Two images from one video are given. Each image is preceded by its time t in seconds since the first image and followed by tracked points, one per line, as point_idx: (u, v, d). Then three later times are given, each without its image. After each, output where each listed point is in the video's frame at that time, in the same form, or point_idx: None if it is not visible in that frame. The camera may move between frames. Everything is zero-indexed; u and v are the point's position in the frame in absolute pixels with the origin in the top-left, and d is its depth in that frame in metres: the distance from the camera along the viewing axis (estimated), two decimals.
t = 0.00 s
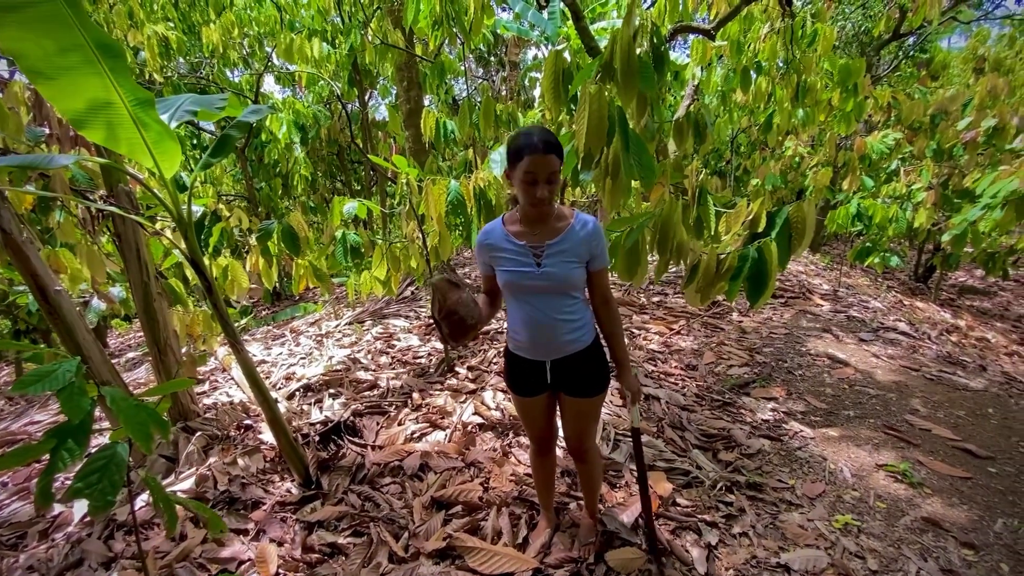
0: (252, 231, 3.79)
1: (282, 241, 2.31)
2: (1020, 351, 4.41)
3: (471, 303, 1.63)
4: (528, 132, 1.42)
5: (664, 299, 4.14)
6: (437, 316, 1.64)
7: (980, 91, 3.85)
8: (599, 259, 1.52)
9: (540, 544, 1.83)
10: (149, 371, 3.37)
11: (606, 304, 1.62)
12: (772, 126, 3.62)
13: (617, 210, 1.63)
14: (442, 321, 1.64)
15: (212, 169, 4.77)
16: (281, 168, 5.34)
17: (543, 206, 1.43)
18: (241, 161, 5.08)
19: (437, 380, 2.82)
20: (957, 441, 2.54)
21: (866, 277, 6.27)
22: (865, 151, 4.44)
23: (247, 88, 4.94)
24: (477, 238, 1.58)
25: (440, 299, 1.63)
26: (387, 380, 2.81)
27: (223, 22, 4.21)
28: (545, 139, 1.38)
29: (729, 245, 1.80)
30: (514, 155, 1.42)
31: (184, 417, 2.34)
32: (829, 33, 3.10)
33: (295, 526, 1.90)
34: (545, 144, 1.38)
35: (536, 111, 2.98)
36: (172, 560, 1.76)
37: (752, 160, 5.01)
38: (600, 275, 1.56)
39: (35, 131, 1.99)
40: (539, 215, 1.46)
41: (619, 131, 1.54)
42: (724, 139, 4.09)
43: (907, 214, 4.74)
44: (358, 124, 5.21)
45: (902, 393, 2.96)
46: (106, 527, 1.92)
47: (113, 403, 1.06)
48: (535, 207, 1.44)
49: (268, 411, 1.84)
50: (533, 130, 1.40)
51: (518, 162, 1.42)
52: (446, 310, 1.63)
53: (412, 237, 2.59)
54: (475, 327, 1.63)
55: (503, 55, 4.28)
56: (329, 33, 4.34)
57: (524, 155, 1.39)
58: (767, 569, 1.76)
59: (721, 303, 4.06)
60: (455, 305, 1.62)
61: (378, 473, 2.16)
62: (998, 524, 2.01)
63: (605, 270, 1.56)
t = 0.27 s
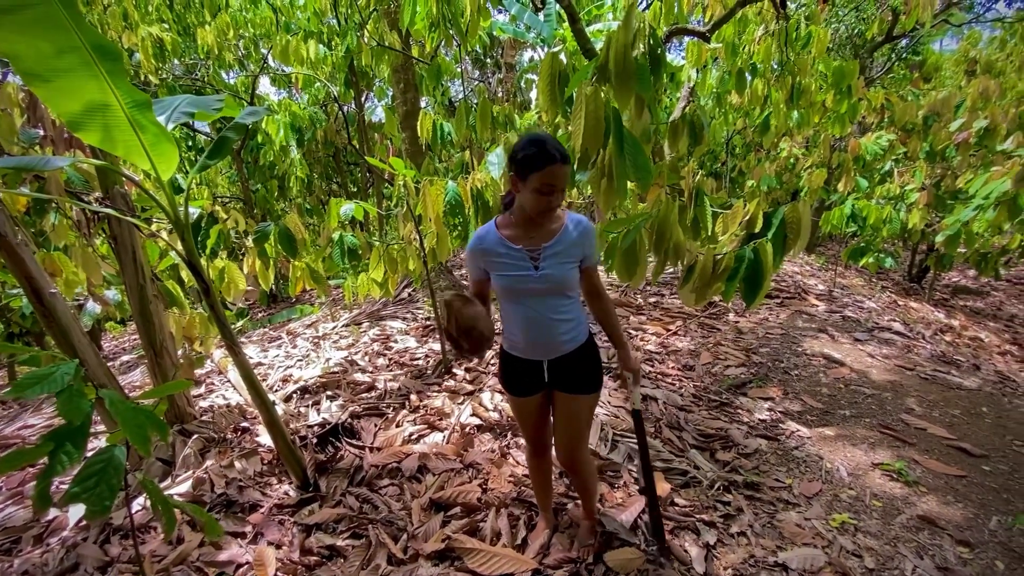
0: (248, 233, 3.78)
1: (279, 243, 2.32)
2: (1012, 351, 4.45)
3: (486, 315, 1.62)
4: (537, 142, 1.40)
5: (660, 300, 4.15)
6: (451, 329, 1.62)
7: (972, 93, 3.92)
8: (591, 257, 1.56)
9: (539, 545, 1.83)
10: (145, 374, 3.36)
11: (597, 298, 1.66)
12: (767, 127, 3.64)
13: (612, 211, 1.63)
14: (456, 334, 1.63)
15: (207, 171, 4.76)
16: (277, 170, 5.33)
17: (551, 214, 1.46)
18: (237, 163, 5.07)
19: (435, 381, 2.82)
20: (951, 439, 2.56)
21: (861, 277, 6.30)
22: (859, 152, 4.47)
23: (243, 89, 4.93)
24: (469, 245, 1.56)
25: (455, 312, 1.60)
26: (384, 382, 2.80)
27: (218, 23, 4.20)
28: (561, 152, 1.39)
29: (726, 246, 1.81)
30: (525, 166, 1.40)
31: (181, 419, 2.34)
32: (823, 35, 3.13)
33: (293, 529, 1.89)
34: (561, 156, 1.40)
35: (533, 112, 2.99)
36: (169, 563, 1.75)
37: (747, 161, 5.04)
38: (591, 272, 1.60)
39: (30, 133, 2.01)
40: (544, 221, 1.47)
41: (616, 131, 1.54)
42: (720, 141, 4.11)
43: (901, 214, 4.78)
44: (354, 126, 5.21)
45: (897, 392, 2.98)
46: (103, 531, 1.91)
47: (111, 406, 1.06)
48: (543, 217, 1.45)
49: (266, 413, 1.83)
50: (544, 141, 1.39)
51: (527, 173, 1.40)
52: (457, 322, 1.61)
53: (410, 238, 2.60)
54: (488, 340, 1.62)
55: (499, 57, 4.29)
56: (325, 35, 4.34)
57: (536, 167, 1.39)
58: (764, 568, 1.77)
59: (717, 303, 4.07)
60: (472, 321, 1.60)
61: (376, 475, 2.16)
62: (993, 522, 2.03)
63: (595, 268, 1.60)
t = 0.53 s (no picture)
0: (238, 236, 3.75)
1: (269, 247, 2.28)
2: (997, 349, 4.52)
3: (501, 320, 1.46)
4: (535, 148, 1.40)
5: (651, 301, 4.17)
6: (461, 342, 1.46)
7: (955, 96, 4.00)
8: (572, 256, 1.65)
9: (531, 546, 1.83)
10: (133, 379, 3.32)
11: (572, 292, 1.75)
12: (756, 130, 3.68)
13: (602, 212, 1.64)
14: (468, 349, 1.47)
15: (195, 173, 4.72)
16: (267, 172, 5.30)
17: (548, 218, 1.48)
18: (226, 165, 5.03)
19: (426, 384, 2.80)
20: (938, 437, 2.59)
21: (849, 277, 6.37)
22: (846, 154, 4.52)
23: (232, 91, 4.90)
24: (458, 253, 1.51)
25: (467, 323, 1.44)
26: (376, 385, 2.78)
27: (206, 25, 4.17)
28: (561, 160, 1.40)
29: (715, 247, 1.82)
30: (526, 174, 1.39)
31: (169, 424, 2.31)
32: (810, 38, 3.20)
33: (283, 534, 1.87)
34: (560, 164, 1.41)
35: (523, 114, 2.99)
36: (157, 570, 1.73)
37: (737, 163, 5.08)
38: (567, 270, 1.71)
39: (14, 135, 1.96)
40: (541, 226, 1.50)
41: (604, 132, 1.54)
42: (709, 142, 4.14)
43: (887, 215, 4.84)
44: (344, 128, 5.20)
45: (885, 391, 3.01)
46: (89, 538, 1.88)
47: (96, 412, 1.06)
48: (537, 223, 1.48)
49: (255, 417, 1.82)
50: (544, 148, 1.39)
51: (528, 182, 1.40)
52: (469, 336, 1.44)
53: (401, 240, 2.58)
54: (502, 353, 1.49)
55: (490, 59, 4.30)
56: (315, 36, 4.33)
57: (538, 177, 1.38)
58: (755, 566, 1.78)
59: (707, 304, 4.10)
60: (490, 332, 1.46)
61: (367, 479, 2.15)
62: (979, 518, 2.06)
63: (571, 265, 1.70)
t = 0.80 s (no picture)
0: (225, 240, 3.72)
1: (257, 250, 2.25)
2: (979, 347, 4.60)
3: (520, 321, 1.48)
4: (531, 149, 1.41)
5: (641, 302, 4.19)
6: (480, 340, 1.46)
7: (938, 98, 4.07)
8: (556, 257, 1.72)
9: (522, 548, 1.83)
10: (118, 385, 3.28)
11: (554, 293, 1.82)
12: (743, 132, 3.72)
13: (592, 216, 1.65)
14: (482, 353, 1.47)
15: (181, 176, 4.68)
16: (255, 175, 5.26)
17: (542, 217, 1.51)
18: (214, 168, 4.99)
19: (417, 387, 2.79)
20: (921, 434, 2.63)
21: (835, 277, 6.44)
22: (832, 155, 4.58)
23: (219, 93, 4.87)
24: (452, 256, 1.51)
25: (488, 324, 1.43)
26: (366, 389, 2.77)
27: (193, 26, 4.14)
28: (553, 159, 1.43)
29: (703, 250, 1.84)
30: (521, 175, 1.40)
31: (155, 431, 2.29)
32: (795, 42, 3.22)
33: (271, 540, 1.86)
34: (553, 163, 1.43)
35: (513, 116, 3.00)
36: None
37: (724, 165, 5.12)
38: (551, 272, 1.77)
39: None
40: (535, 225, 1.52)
41: (592, 136, 1.55)
42: (697, 144, 4.18)
43: (872, 216, 4.91)
44: (333, 130, 5.18)
45: (870, 389, 3.05)
46: (73, 548, 1.86)
47: (78, 419, 1.05)
48: (530, 226, 1.49)
49: (243, 423, 1.80)
50: (540, 150, 1.41)
51: (524, 182, 1.41)
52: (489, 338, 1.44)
53: (389, 243, 2.52)
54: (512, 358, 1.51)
55: (479, 62, 4.31)
56: (303, 39, 4.31)
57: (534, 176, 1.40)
58: (743, 565, 1.80)
59: (696, 305, 4.13)
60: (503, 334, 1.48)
61: (357, 483, 2.14)
62: (961, 513, 2.09)
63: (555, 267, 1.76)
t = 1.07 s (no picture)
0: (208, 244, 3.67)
1: (239, 254, 2.25)
2: (957, 344, 4.70)
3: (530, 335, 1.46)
4: (532, 151, 1.40)
5: (628, 304, 4.22)
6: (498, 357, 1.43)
7: (916, 101, 4.17)
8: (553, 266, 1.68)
9: (510, 552, 1.84)
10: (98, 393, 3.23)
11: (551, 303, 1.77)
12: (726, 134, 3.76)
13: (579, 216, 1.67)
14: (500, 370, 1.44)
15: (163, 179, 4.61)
16: (239, 178, 5.21)
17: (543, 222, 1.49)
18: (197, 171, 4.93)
19: (404, 391, 2.76)
20: (902, 430, 2.68)
21: (818, 277, 6.54)
22: (813, 157, 4.66)
23: (202, 96, 4.82)
24: (449, 261, 1.47)
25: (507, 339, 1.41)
26: (353, 393, 2.74)
27: (174, 28, 4.10)
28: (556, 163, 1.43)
29: (686, 250, 1.86)
30: (521, 175, 1.39)
31: (135, 440, 2.27)
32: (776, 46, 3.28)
33: (256, 548, 1.84)
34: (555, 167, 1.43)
35: (499, 119, 3.01)
36: None
37: (709, 166, 5.18)
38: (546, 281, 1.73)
39: None
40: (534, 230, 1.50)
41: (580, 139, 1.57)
42: (682, 146, 4.22)
43: (853, 216, 4.99)
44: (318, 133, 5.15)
45: (852, 387, 3.10)
46: (50, 561, 1.82)
47: (52, 431, 1.03)
48: (529, 228, 1.46)
49: (226, 429, 1.78)
50: (541, 151, 1.40)
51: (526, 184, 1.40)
52: (505, 352, 1.42)
53: (375, 247, 2.50)
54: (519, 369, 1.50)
55: (466, 65, 4.31)
56: (287, 41, 4.29)
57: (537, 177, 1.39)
58: (730, 563, 1.82)
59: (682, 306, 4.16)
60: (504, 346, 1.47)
61: (344, 489, 2.12)
62: (941, 508, 2.13)
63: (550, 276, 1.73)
